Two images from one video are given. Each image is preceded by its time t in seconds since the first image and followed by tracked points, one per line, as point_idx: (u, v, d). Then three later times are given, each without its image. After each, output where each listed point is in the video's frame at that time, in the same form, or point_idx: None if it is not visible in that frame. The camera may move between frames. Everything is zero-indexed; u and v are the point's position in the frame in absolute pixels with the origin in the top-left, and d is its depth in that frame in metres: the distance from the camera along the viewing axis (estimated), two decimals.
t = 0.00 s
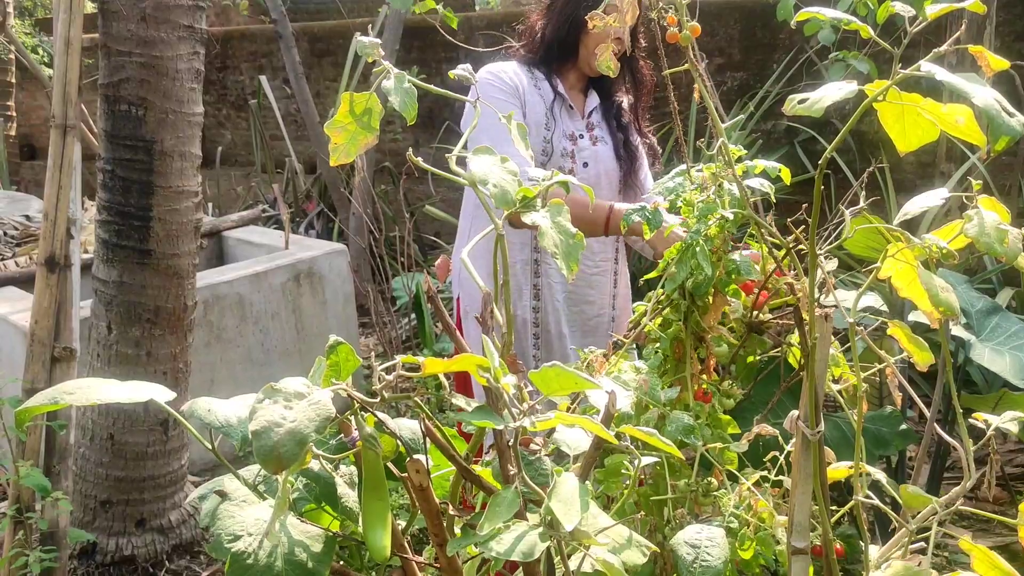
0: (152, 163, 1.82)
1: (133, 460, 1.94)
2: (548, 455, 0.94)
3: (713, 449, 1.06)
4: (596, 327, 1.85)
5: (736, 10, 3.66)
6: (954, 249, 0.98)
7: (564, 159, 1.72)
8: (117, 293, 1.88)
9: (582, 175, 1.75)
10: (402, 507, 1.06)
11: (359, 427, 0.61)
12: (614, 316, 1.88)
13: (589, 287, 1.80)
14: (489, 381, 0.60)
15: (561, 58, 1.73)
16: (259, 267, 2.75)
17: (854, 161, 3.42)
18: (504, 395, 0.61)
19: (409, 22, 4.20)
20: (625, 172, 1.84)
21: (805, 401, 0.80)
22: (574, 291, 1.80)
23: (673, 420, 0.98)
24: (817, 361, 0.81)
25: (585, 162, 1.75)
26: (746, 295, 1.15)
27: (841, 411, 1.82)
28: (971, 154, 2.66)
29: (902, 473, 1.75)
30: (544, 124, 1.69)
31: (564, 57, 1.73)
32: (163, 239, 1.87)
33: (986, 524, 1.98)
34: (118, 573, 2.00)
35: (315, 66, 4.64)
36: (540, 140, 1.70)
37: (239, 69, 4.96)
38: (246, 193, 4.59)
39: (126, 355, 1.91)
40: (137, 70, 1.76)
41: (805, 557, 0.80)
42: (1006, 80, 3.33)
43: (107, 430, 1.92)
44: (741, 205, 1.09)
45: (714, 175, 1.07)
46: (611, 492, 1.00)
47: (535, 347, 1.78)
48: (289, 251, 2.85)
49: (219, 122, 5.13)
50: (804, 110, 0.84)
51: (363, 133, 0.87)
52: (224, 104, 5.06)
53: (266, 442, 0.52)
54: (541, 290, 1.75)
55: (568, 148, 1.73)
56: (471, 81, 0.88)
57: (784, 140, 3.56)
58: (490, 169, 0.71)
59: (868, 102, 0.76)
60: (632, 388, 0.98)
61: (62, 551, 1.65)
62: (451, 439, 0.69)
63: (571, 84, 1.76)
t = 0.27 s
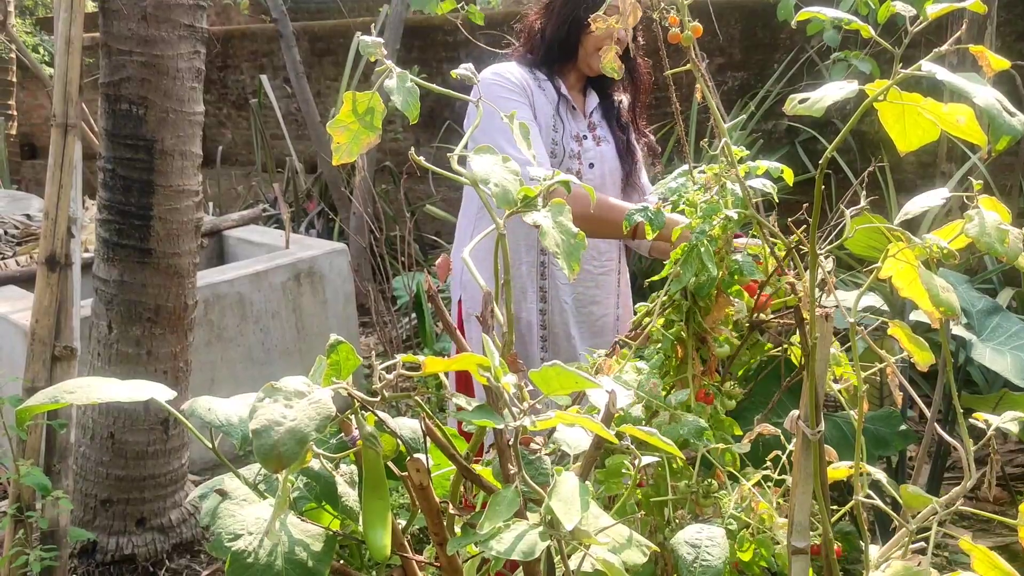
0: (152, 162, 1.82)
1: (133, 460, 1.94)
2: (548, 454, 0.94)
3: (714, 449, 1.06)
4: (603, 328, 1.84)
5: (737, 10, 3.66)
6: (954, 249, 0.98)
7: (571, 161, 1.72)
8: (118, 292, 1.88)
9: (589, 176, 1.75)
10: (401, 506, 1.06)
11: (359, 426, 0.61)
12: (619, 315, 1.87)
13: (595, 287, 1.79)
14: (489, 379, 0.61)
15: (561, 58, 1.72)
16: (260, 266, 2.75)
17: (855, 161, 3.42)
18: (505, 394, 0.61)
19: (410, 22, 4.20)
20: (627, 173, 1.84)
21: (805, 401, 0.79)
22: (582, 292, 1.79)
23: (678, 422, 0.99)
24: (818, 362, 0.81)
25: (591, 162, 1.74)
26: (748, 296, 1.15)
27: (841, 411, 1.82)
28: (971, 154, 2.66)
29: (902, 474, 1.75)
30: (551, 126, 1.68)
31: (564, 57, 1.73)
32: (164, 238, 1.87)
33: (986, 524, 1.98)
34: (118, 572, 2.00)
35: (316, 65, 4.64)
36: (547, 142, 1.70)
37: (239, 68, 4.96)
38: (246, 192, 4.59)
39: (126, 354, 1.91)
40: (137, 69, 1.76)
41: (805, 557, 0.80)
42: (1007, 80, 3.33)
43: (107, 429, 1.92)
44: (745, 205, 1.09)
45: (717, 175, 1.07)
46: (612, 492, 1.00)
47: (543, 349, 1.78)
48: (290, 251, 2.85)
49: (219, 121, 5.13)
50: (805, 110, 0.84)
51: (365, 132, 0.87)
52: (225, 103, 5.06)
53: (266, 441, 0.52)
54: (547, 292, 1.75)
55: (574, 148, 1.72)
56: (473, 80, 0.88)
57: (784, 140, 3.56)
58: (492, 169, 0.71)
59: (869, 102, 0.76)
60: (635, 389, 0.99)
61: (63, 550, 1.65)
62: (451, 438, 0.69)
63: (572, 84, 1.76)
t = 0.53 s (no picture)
0: (153, 162, 1.82)
1: (134, 459, 1.94)
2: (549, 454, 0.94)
3: (714, 449, 1.06)
4: (608, 328, 1.83)
5: (738, 10, 3.66)
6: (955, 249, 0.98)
7: (571, 160, 1.72)
8: (119, 291, 1.88)
9: (589, 174, 1.75)
10: (402, 505, 1.06)
11: (360, 426, 0.61)
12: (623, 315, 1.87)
13: (597, 287, 1.79)
14: (490, 378, 0.61)
15: (560, 58, 1.72)
16: (261, 266, 2.75)
17: (855, 161, 3.42)
18: (506, 393, 0.61)
19: (411, 21, 4.20)
20: (626, 171, 1.84)
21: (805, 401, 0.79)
22: (588, 291, 1.79)
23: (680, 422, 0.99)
24: (818, 362, 0.81)
25: (592, 161, 1.74)
26: (748, 295, 1.15)
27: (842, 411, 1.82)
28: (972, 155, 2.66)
29: (903, 474, 1.75)
30: (550, 125, 1.68)
31: (563, 57, 1.72)
32: (165, 237, 1.87)
33: (987, 524, 1.98)
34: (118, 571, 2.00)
35: (317, 65, 4.64)
36: (547, 141, 1.69)
37: (240, 68, 4.97)
38: (247, 192, 4.60)
39: (127, 353, 1.91)
40: (138, 69, 1.76)
41: (805, 556, 0.80)
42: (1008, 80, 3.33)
43: (108, 428, 1.92)
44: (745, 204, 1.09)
45: (718, 175, 1.07)
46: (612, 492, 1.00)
47: (548, 348, 1.78)
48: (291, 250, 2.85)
49: (220, 120, 5.13)
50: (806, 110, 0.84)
51: (365, 131, 0.87)
52: (225, 103, 5.06)
53: (268, 440, 0.52)
54: (551, 291, 1.75)
55: (574, 147, 1.72)
56: (474, 79, 0.88)
57: (785, 140, 3.57)
58: (492, 168, 0.71)
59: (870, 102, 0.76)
60: (636, 388, 0.99)
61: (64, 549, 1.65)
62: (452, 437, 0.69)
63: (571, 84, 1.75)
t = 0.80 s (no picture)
0: (155, 161, 1.82)
1: (136, 457, 1.94)
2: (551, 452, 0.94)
3: (715, 448, 1.06)
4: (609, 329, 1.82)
5: (740, 10, 3.66)
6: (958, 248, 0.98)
7: (569, 159, 1.71)
8: (120, 289, 1.89)
9: (589, 173, 1.73)
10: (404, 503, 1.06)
11: (364, 423, 0.62)
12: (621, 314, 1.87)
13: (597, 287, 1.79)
14: (494, 377, 0.61)
15: (561, 57, 1.72)
16: (262, 265, 2.75)
17: (857, 161, 3.42)
18: (509, 392, 0.61)
19: (413, 21, 4.20)
20: (627, 172, 1.84)
21: (808, 400, 0.79)
22: (589, 292, 1.78)
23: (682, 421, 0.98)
24: (821, 361, 0.81)
25: (592, 160, 1.73)
26: (749, 294, 1.14)
27: (843, 411, 1.82)
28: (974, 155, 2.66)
29: (905, 473, 1.75)
30: (548, 124, 1.68)
31: (565, 56, 1.72)
32: (167, 236, 1.87)
33: (988, 525, 1.98)
34: (120, 570, 2.00)
35: (318, 64, 4.64)
36: (545, 140, 1.69)
37: (242, 67, 4.97)
38: (249, 191, 4.60)
39: (128, 352, 1.91)
40: (141, 67, 1.76)
41: (807, 555, 0.80)
42: (1010, 81, 3.32)
43: (110, 427, 1.92)
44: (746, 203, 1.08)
45: (720, 174, 1.06)
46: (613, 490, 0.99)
47: (548, 349, 1.78)
48: (292, 249, 2.85)
49: (221, 119, 5.13)
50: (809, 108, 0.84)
51: (369, 130, 0.87)
52: (227, 102, 5.06)
53: (272, 437, 0.52)
54: (551, 291, 1.75)
55: (573, 146, 1.71)
56: (478, 78, 0.88)
57: (786, 140, 3.57)
58: (495, 166, 0.71)
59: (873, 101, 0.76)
60: (637, 387, 0.99)
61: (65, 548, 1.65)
62: (455, 435, 0.69)
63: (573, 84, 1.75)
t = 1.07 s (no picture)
0: (158, 160, 1.82)
1: (138, 456, 1.94)
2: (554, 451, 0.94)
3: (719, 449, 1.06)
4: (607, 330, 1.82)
5: (742, 10, 3.66)
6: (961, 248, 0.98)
7: (571, 159, 1.71)
8: (123, 289, 1.89)
9: (590, 173, 1.73)
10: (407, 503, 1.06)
11: (369, 423, 0.62)
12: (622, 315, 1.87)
13: (599, 288, 1.79)
14: (499, 376, 0.61)
15: (566, 57, 1.72)
16: (264, 264, 2.75)
17: (859, 162, 3.42)
18: (514, 391, 0.61)
19: (415, 20, 4.20)
20: (630, 173, 1.83)
21: (812, 400, 0.79)
22: (591, 292, 1.78)
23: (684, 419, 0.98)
24: (825, 361, 0.81)
25: (593, 161, 1.73)
26: (752, 295, 1.14)
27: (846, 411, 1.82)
28: (976, 155, 2.65)
29: (907, 474, 1.75)
30: (550, 123, 1.67)
31: (570, 56, 1.72)
32: (169, 235, 1.87)
33: (990, 525, 1.98)
34: (122, 569, 2.00)
35: (320, 64, 4.64)
36: (547, 140, 1.69)
37: (244, 66, 4.97)
38: (251, 190, 4.60)
39: (131, 351, 1.91)
40: (144, 67, 1.76)
41: (810, 556, 0.80)
42: (1012, 81, 3.32)
43: (112, 426, 1.92)
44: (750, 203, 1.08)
45: (725, 173, 1.06)
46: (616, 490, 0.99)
47: (546, 350, 1.78)
48: (294, 249, 2.85)
49: (223, 119, 5.13)
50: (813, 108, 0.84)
51: (372, 129, 0.87)
52: (228, 101, 5.06)
53: (277, 437, 0.52)
54: (553, 291, 1.75)
55: (575, 146, 1.71)
56: (482, 78, 0.88)
57: (788, 141, 3.57)
58: (500, 166, 0.71)
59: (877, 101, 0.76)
60: (640, 386, 0.99)
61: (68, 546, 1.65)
62: (459, 435, 0.69)
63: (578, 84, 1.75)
